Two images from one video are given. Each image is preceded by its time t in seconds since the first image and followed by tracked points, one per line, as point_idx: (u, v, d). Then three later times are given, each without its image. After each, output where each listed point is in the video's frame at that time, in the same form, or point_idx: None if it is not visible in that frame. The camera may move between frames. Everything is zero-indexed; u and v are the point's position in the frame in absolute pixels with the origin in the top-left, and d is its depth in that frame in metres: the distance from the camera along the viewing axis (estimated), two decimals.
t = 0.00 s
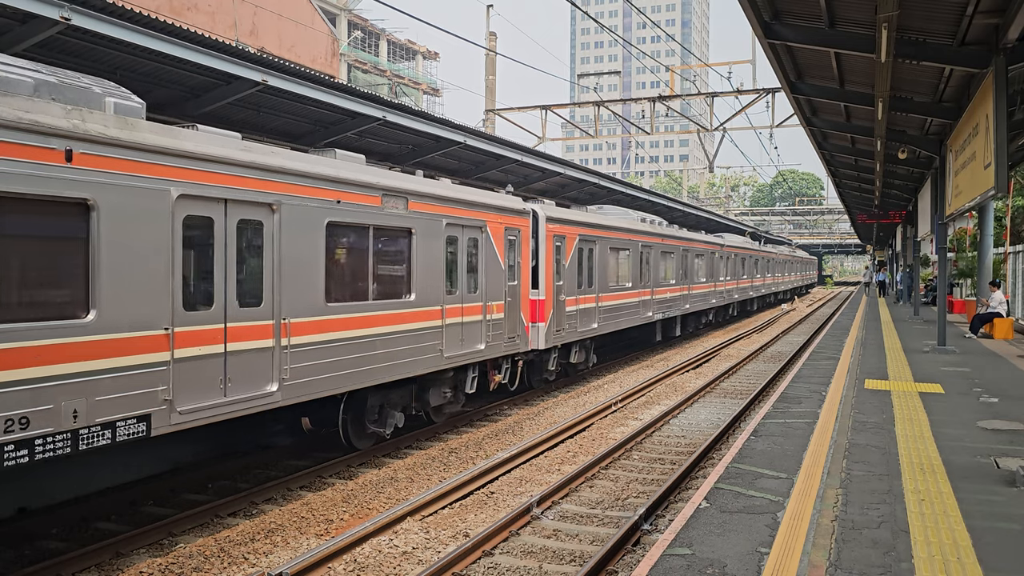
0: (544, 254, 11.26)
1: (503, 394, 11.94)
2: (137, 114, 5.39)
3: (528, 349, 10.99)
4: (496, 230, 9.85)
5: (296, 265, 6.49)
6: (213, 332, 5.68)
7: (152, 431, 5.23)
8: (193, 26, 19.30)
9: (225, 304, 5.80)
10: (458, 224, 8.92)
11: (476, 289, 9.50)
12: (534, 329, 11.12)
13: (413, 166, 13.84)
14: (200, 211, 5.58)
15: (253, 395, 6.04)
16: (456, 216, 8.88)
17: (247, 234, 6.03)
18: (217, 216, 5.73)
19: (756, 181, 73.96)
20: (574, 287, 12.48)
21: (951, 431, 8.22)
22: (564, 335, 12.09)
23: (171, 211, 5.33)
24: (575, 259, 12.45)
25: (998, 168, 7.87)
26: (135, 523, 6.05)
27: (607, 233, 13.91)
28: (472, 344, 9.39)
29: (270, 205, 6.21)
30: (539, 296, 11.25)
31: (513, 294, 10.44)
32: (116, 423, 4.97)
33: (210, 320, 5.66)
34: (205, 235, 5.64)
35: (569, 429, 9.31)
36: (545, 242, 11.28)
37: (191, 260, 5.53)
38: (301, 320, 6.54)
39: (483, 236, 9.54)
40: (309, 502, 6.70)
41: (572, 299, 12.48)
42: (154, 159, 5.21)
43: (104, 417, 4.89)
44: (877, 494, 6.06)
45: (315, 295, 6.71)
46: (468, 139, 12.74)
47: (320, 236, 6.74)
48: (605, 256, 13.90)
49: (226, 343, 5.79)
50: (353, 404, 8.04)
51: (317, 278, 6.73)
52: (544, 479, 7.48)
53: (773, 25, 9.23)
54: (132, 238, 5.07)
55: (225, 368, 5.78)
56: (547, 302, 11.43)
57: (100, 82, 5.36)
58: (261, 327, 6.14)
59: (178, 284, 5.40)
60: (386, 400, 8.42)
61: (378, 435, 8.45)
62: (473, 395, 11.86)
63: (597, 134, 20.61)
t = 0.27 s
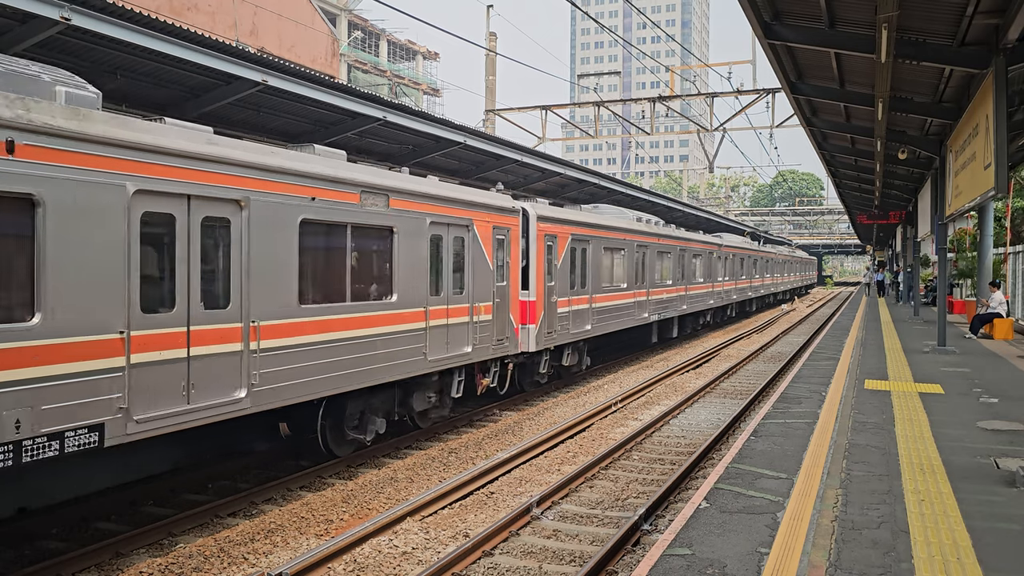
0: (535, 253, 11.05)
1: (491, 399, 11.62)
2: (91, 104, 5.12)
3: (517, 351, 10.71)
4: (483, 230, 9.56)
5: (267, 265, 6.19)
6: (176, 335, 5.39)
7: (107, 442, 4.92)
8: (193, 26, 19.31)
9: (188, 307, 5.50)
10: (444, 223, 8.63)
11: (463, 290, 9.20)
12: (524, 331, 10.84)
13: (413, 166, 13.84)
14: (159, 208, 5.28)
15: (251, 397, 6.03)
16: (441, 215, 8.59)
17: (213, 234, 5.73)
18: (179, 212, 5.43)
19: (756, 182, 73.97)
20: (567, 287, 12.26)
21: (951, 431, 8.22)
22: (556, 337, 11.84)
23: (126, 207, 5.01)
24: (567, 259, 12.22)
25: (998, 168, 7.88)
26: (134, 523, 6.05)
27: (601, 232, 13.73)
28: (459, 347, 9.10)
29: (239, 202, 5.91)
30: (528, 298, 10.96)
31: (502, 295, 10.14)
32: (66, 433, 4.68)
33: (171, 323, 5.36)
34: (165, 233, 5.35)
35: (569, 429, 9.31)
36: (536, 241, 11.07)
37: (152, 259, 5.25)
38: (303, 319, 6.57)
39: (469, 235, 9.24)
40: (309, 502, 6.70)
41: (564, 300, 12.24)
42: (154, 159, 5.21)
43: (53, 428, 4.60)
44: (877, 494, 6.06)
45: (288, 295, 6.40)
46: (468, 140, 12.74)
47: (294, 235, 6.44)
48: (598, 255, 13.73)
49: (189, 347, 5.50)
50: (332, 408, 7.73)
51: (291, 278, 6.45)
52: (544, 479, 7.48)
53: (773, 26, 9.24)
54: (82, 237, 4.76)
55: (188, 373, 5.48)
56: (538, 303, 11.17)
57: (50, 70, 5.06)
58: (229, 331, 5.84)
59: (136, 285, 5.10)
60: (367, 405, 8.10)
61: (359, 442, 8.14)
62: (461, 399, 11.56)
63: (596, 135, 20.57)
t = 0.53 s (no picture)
0: (525, 252, 10.84)
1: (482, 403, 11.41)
2: (46, 95, 5.05)
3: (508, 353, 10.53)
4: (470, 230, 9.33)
5: (239, 265, 5.95)
6: (137, 339, 5.13)
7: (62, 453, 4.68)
8: (193, 27, 19.30)
9: (151, 308, 5.25)
10: (429, 222, 8.41)
11: (449, 292, 8.97)
12: (515, 333, 10.69)
13: (413, 167, 13.83)
14: (118, 205, 5.01)
15: (249, 396, 6.04)
16: (426, 214, 8.37)
17: (178, 234, 5.47)
18: (142, 210, 5.17)
19: (755, 183, 74.00)
20: (560, 288, 12.09)
21: (951, 431, 8.22)
22: (548, 339, 11.69)
23: (81, 203, 4.75)
24: (559, 259, 12.02)
25: (998, 169, 7.88)
26: (134, 524, 6.05)
27: (595, 232, 13.62)
28: (445, 350, 8.89)
29: (207, 198, 5.66)
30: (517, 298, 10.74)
31: (490, 296, 9.96)
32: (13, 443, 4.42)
33: (131, 326, 5.10)
34: (126, 232, 5.09)
35: (569, 429, 9.32)
36: (527, 241, 10.87)
37: (110, 258, 4.99)
38: (303, 320, 6.63)
39: (456, 235, 9.06)
40: (309, 502, 6.70)
41: (557, 301, 12.06)
42: (154, 160, 5.22)
43: None
44: (877, 495, 6.06)
45: (260, 297, 6.15)
46: (468, 140, 12.74)
47: (267, 234, 6.20)
48: (593, 255, 13.60)
49: (151, 351, 5.24)
50: (311, 415, 7.46)
51: (265, 278, 6.19)
52: (544, 479, 7.48)
53: (773, 26, 9.24)
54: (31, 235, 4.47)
55: (151, 381, 5.22)
56: (529, 304, 10.98)
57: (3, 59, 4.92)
58: (197, 334, 5.59)
59: (93, 287, 4.84)
60: (348, 410, 7.84)
61: (339, 449, 7.87)
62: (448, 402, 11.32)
63: (596, 135, 20.46)
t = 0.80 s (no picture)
0: (517, 253, 10.75)
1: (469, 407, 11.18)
2: None
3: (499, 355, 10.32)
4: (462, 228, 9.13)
5: (208, 265, 5.69)
6: (98, 343, 4.90)
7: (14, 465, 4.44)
8: (193, 27, 19.31)
9: (112, 309, 5.01)
10: (416, 221, 8.14)
11: (437, 292, 8.72)
12: (505, 334, 10.44)
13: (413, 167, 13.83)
14: (76, 201, 4.77)
15: (251, 395, 6.09)
16: (414, 212, 8.10)
17: (142, 233, 5.21)
18: (103, 207, 4.93)
19: (755, 183, 74.03)
20: (552, 289, 11.97)
21: (951, 432, 8.23)
22: (539, 341, 11.49)
23: (35, 200, 4.52)
24: (551, 259, 11.87)
25: (997, 169, 7.89)
26: (134, 524, 6.05)
27: (588, 232, 13.54)
28: (432, 352, 8.62)
29: (175, 194, 5.43)
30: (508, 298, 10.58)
31: (481, 296, 9.71)
32: None
33: (90, 330, 4.87)
34: (85, 229, 4.85)
35: (569, 430, 9.31)
36: (518, 240, 10.74)
37: (67, 258, 4.76)
38: (306, 320, 6.68)
39: (444, 233, 8.76)
40: (309, 502, 6.70)
41: (548, 302, 11.90)
42: (153, 160, 5.23)
43: None
44: (876, 495, 6.07)
45: (232, 299, 5.90)
46: (468, 141, 12.75)
47: (240, 233, 5.95)
48: (587, 255, 13.53)
49: (114, 356, 5.00)
50: (291, 419, 7.20)
51: (237, 279, 5.96)
52: (544, 480, 7.47)
53: (773, 27, 9.24)
54: None
55: (113, 386, 4.97)
56: (521, 306, 10.82)
57: None
58: (163, 337, 5.35)
59: (47, 288, 4.62)
60: (330, 415, 7.59)
61: (320, 456, 7.60)
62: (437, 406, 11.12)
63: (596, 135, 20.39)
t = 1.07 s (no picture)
0: (508, 252, 10.57)
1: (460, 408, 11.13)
2: None
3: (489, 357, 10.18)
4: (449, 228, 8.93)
5: (178, 265, 5.48)
6: (59, 347, 4.69)
7: None
8: (193, 27, 19.31)
9: (75, 311, 4.80)
10: (402, 220, 7.94)
11: (425, 293, 8.51)
12: (496, 336, 10.35)
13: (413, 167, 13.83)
14: (36, 199, 4.56)
15: (252, 394, 6.13)
16: (399, 211, 7.90)
17: (107, 232, 4.99)
18: (65, 205, 4.73)
19: (755, 184, 74.07)
20: (545, 290, 11.90)
21: (951, 432, 8.24)
22: (533, 343, 11.45)
23: None
24: (545, 259, 11.79)
25: (997, 170, 7.89)
26: (135, 524, 6.06)
27: (583, 231, 13.48)
28: (421, 355, 8.43)
29: (144, 192, 5.22)
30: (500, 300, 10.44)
31: (471, 298, 9.58)
32: None
33: (51, 333, 4.65)
34: (46, 227, 4.64)
35: (569, 430, 9.32)
36: (511, 240, 10.61)
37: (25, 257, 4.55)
38: (309, 319, 6.73)
39: (433, 233, 8.58)
40: (310, 502, 6.70)
41: (542, 303, 11.87)
42: (151, 160, 5.24)
43: None
44: (877, 495, 6.07)
45: (205, 302, 5.69)
46: (468, 141, 12.75)
47: (215, 233, 5.76)
48: (582, 256, 13.49)
49: (77, 361, 4.79)
50: (273, 424, 7.05)
51: (211, 280, 5.75)
52: (544, 480, 7.47)
53: (773, 27, 9.24)
54: None
55: (76, 392, 4.77)
56: (512, 307, 10.66)
57: None
58: (131, 341, 5.14)
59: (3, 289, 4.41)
60: (313, 419, 7.40)
61: (303, 462, 7.40)
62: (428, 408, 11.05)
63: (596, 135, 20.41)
